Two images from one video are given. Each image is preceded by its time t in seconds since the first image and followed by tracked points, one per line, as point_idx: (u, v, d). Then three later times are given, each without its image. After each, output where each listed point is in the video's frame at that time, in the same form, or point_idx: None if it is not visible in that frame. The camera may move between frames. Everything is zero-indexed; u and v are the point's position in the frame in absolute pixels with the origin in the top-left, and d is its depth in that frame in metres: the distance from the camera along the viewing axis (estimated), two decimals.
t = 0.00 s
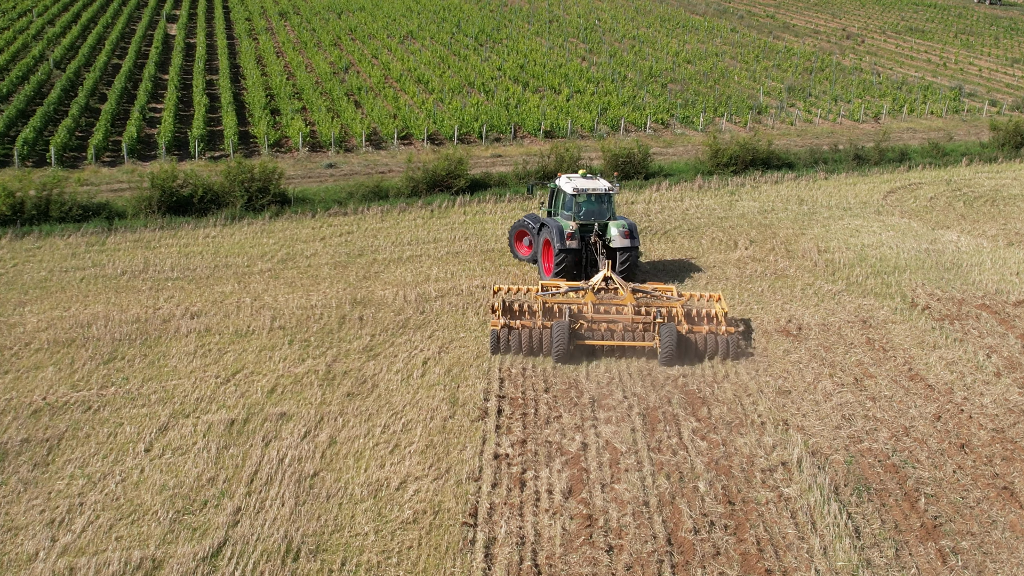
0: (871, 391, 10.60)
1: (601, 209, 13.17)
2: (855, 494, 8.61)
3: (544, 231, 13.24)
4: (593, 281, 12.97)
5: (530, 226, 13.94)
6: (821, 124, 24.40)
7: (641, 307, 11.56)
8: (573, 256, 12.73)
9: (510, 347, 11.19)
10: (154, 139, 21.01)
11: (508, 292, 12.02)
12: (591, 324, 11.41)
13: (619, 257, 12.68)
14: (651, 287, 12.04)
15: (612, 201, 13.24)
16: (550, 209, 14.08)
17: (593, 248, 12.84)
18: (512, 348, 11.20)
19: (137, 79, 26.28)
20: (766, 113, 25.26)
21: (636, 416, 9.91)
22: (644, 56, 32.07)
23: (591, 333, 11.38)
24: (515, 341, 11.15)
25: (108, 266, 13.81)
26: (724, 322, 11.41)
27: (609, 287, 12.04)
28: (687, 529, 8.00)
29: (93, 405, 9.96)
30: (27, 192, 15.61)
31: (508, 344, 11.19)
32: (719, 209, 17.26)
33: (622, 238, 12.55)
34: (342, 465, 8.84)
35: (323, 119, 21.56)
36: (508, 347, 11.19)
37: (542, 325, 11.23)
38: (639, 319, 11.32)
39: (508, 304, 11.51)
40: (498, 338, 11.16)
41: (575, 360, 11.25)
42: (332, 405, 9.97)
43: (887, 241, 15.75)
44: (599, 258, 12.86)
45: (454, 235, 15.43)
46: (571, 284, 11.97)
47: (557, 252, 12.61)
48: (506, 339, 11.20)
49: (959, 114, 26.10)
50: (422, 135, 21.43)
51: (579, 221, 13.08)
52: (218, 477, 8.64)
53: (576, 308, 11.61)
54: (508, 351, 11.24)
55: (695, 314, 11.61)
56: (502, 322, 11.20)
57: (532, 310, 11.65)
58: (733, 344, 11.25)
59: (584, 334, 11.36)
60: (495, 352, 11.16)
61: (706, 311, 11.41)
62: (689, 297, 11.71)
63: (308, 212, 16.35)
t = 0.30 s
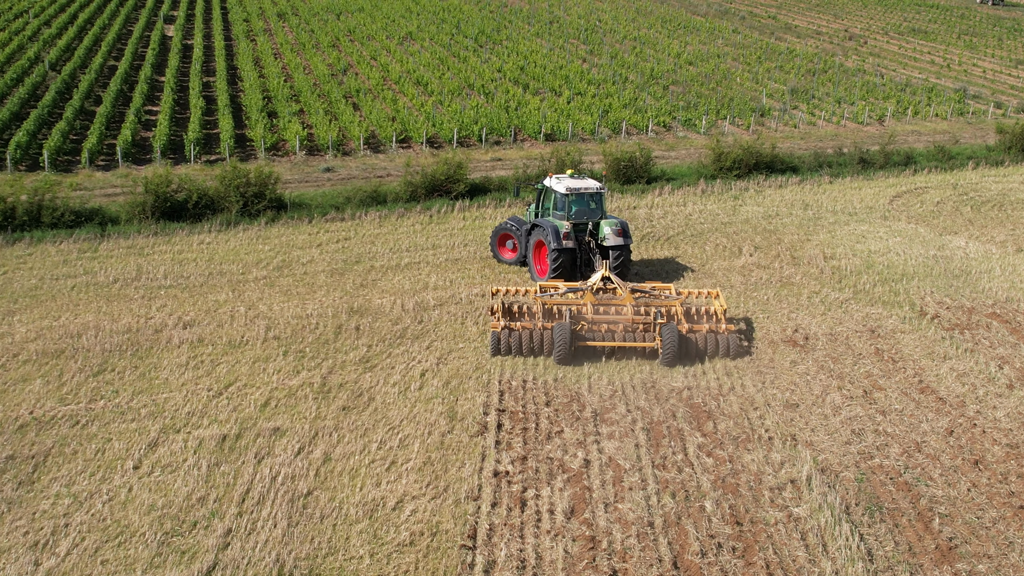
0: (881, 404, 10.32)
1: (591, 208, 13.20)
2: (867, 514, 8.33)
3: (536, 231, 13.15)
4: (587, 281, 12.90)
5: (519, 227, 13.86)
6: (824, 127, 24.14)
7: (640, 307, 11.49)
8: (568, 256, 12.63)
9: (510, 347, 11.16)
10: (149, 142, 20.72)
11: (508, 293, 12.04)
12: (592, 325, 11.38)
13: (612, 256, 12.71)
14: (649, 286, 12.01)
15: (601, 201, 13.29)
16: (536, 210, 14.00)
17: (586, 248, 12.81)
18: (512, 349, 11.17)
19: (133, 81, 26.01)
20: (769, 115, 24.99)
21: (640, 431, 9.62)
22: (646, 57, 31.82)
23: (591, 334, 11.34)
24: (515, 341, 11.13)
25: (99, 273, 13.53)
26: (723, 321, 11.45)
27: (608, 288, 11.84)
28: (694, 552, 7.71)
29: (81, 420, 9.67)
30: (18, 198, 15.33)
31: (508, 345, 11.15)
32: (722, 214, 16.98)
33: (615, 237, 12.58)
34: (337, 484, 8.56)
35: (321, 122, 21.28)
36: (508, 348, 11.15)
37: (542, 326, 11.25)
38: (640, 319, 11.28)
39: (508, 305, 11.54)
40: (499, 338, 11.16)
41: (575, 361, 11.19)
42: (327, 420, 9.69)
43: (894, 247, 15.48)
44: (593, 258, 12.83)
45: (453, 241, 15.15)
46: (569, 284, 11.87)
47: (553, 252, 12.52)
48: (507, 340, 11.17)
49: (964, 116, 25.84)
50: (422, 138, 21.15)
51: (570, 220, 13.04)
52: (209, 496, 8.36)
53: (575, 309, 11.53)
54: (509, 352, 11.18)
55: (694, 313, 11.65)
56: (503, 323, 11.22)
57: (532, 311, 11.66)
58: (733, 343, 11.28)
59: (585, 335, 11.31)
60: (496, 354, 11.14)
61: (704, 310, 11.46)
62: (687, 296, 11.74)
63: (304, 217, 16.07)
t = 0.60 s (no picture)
0: (892, 418, 10.03)
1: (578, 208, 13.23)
2: (879, 535, 8.05)
3: (525, 233, 13.12)
4: (578, 281, 12.97)
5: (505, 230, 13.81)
6: (828, 130, 23.89)
7: (638, 307, 11.62)
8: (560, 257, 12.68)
9: (510, 350, 11.13)
10: (144, 146, 20.44)
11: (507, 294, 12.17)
12: (591, 326, 11.42)
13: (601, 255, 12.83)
14: (646, 287, 12.15)
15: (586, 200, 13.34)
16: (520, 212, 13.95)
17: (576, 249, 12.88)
18: (512, 351, 11.14)
19: (129, 83, 25.74)
20: (772, 118, 24.71)
21: (644, 447, 9.34)
22: (647, 59, 31.57)
23: (591, 335, 11.33)
24: (515, 343, 11.09)
25: (91, 281, 13.24)
26: (721, 322, 11.53)
27: (604, 288, 12.01)
28: None
29: (68, 435, 9.39)
30: (8, 203, 15.04)
31: (508, 347, 11.12)
32: (726, 219, 16.71)
33: (603, 236, 12.71)
34: (331, 503, 8.28)
35: (318, 125, 21.00)
36: (508, 350, 11.12)
37: (542, 327, 11.22)
38: (639, 320, 11.36)
39: (506, 307, 11.61)
40: (498, 340, 11.13)
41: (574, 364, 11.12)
42: (322, 435, 9.41)
43: (901, 253, 15.21)
44: (583, 258, 12.91)
45: (452, 248, 14.89)
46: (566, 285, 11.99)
47: (546, 254, 12.53)
48: (507, 342, 11.13)
49: (969, 118, 25.59)
50: (421, 142, 20.88)
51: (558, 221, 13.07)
52: (198, 517, 8.07)
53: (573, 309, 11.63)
54: (509, 354, 11.15)
55: (691, 314, 11.79)
56: (502, 324, 11.24)
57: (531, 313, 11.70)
58: (732, 343, 11.30)
59: (585, 336, 11.30)
60: (495, 355, 11.13)
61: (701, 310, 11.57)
62: (683, 297, 11.91)
63: (301, 223, 15.80)
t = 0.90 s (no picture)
0: (903, 433, 9.76)
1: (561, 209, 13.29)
2: (893, 558, 7.77)
3: (512, 236, 13.03)
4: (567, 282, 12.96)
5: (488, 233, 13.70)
6: (832, 133, 23.63)
7: (634, 307, 11.70)
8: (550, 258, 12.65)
9: (510, 352, 11.11)
10: (139, 149, 20.17)
11: (503, 297, 12.15)
12: (589, 327, 11.47)
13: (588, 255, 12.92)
14: (640, 287, 12.19)
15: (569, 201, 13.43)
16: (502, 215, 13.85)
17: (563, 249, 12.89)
18: (512, 353, 11.12)
19: (125, 85, 25.47)
20: (775, 120, 24.46)
21: (648, 463, 9.06)
22: (648, 60, 31.30)
23: (590, 336, 11.31)
24: (515, 345, 11.08)
25: (83, 289, 12.96)
26: (717, 321, 11.58)
27: (599, 288, 12.03)
28: None
29: (55, 451, 9.10)
30: None
31: (508, 349, 11.11)
32: (730, 224, 16.45)
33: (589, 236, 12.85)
34: (325, 524, 8.00)
35: (316, 128, 20.73)
36: (508, 352, 11.11)
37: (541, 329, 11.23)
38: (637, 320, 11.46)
39: (504, 310, 11.64)
40: (498, 342, 11.11)
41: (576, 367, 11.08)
42: (316, 451, 9.13)
43: (909, 259, 14.94)
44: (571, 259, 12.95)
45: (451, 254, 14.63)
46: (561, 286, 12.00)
47: (537, 255, 12.48)
48: (506, 344, 11.12)
49: (973, 121, 25.34)
50: (419, 145, 20.61)
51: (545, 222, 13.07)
52: (187, 538, 7.79)
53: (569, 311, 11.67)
54: (508, 356, 11.14)
55: (686, 314, 11.88)
56: (500, 328, 11.32)
57: (529, 315, 11.74)
58: (729, 342, 11.37)
59: (585, 338, 11.26)
60: (495, 358, 11.10)
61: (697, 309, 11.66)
62: (678, 295, 12.01)
63: (297, 229, 15.53)
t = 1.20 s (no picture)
0: (914, 448, 9.48)
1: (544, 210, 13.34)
2: None
3: (496, 238, 13.00)
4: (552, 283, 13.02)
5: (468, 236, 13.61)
6: (836, 135, 23.37)
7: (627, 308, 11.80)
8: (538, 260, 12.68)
9: (508, 355, 11.05)
10: (134, 152, 19.91)
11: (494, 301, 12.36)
12: (586, 329, 11.51)
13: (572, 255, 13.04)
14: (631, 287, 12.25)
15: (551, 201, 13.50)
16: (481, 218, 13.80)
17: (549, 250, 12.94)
18: (510, 355, 11.05)
19: (121, 86, 25.21)
20: (778, 123, 24.20)
21: (652, 480, 8.77)
22: (649, 61, 31.04)
23: (587, 338, 11.28)
24: (513, 348, 11.04)
25: (73, 297, 12.69)
26: (710, 321, 11.65)
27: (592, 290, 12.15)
28: None
29: (41, 468, 8.83)
30: None
31: (506, 352, 11.04)
32: (734, 229, 16.18)
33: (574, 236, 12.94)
34: (319, 546, 7.72)
35: (313, 130, 20.46)
36: (506, 355, 11.04)
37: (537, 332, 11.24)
38: (632, 321, 11.52)
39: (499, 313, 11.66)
40: (496, 346, 11.04)
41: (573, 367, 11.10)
42: (309, 467, 8.86)
43: (917, 266, 14.67)
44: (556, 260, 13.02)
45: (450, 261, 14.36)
46: (554, 287, 12.03)
47: (526, 257, 12.50)
48: (504, 347, 11.06)
49: (979, 123, 25.08)
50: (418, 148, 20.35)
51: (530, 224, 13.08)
52: (175, 561, 7.52)
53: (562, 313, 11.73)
54: (506, 360, 11.06)
55: (679, 313, 11.94)
56: (496, 332, 11.32)
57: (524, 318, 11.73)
58: (724, 341, 11.41)
59: (583, 340, 11.24)
60: (493, 361, 11.00)
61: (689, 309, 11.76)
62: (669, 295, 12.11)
63: (293, 235, 15.28)
